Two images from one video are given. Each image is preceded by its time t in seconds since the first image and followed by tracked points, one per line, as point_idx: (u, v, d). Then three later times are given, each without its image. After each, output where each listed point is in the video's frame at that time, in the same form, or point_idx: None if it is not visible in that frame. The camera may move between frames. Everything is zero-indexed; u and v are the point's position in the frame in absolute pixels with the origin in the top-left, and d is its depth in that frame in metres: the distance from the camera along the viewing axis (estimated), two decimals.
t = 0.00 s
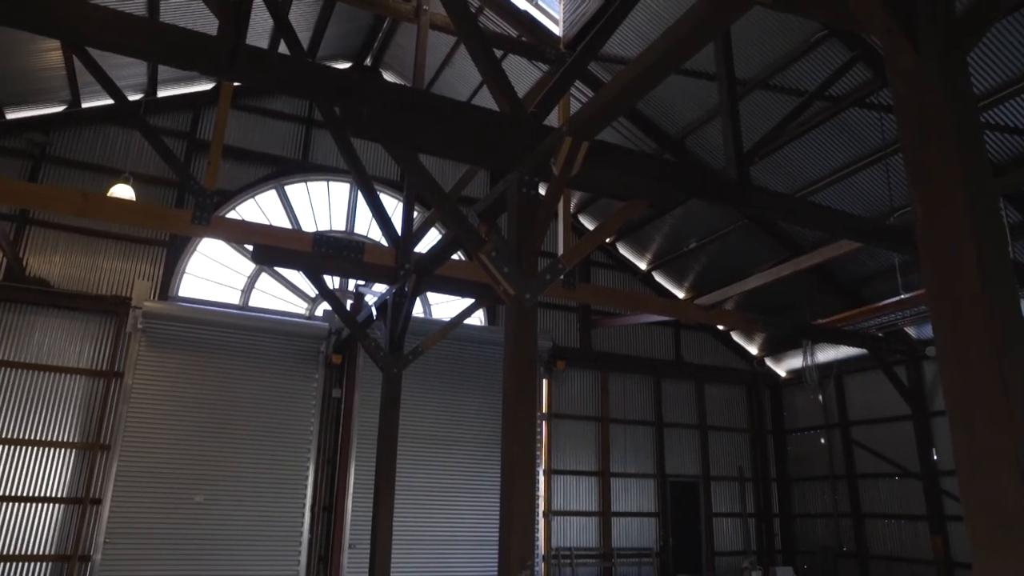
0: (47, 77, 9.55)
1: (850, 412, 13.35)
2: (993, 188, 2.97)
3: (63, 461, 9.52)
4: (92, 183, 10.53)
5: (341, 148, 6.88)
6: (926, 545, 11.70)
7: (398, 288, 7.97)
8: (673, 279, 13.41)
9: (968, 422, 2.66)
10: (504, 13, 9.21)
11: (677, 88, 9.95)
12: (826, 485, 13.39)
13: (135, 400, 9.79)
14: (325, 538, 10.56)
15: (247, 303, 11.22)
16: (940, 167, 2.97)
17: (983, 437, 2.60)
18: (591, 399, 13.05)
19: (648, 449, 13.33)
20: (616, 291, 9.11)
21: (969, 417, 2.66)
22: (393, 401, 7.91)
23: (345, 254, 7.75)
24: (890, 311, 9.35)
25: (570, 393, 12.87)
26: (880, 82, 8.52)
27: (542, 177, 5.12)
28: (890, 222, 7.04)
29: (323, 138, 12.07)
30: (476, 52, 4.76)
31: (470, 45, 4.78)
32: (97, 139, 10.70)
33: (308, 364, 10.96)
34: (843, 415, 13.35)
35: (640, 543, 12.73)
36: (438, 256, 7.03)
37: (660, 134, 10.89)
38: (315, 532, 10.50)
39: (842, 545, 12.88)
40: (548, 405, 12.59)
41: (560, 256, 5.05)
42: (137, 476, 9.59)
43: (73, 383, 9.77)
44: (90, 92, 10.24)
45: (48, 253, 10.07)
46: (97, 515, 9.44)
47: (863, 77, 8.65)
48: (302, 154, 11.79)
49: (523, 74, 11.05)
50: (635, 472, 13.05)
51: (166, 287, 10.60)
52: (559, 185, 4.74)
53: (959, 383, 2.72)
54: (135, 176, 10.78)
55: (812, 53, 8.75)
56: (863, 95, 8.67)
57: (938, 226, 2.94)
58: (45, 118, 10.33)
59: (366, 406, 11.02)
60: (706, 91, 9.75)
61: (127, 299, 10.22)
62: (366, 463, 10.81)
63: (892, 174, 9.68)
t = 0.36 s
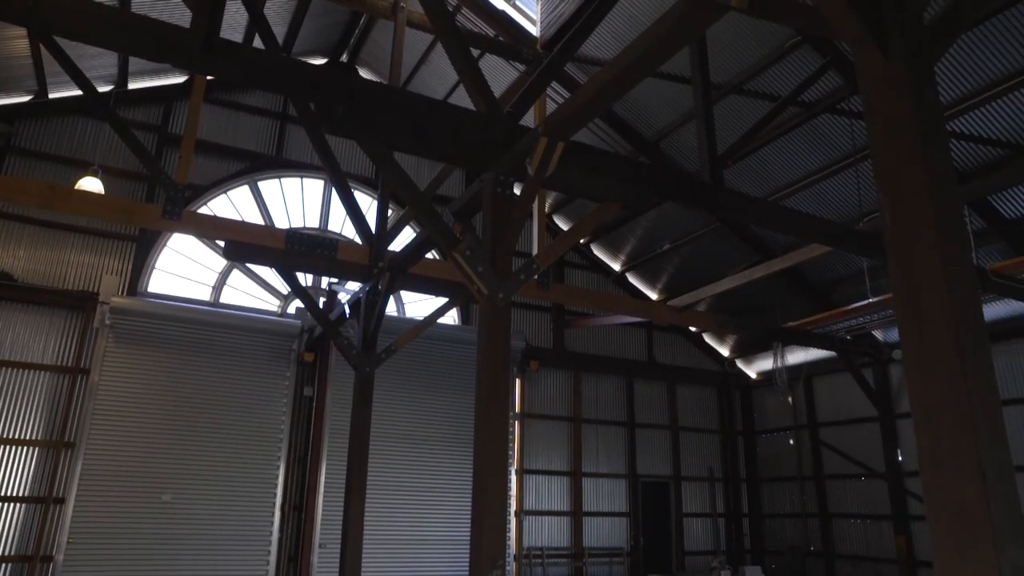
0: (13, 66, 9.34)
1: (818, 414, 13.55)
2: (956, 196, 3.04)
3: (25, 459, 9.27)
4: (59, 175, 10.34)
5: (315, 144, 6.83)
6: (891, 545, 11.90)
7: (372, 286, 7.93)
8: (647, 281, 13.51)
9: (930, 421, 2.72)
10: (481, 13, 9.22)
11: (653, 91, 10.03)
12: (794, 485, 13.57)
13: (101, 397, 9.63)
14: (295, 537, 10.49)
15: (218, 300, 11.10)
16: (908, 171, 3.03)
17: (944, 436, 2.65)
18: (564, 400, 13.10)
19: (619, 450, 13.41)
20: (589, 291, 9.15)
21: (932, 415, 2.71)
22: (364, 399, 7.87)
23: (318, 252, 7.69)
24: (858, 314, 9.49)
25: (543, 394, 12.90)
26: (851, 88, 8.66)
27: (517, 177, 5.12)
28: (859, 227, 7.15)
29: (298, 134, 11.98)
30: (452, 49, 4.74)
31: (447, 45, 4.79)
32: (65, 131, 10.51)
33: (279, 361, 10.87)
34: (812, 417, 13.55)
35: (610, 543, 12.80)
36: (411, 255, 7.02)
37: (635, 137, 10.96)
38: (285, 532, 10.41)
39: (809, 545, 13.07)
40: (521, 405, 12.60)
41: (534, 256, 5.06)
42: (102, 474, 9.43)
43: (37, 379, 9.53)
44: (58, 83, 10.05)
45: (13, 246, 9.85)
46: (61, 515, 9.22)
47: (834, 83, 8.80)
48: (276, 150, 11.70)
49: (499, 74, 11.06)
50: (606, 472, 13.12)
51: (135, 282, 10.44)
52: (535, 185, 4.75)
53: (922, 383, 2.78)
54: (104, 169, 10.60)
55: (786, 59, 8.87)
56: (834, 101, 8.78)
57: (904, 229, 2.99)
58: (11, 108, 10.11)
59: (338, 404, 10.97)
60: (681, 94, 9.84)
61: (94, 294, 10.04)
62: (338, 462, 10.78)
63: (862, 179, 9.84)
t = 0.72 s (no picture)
0: None
1: (795, 415, 13.69)
2: (931, 201, 3.09)
3: None
4: (33, 169, 10.19)
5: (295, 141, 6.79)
6: (865, 545, 12.05)
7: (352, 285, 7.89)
8: (627, 281, 13.57)
9: (905, 424, 2.75)
10: (464, 12, 9.21)
11: (635, 92, 10.07)
12: (770, 485, 13.70)
13: (75, 395, 9.49)
14: (272, 537, 10.41)
15: (196, 297, 11.00)
16: (885, 177, 3.07)
17: (918, 438, 2.69)
18: (544, 400, 13.12)
19: (598, 450, 13.46)
20: (569, 292, 9.16)
21: (906, 419, 2.75)
22: (343, 398, 7.83)
23: (297, 250, 7.63)
24: (835, 317, 9.59)
25: (523, 394, 12.91)
26: (830, 93, 8.75)
27: (498, 177, 5.12)
28: (837, 231, 7.22)
29: (278, 131, 11.89)
30: (432, 48, 4.72)
31: (429, 44, 4.77)
32: (40, 124, 10.35)
33: (257, 359, 10.79)
34: (789, 418, 13.69)
35: (589, 542, 12.84)
36: (390, 254, 6.99)
37: (617, 138, 11.01)
38: (262, 531, 10.34)
39: (785, 545, 13.20)
40: (500, 405, 12.61)
41: (516, 256, 5.06)
42: (75, 474, 9.29)
43: (8, 377, 9.43)
44: (33, 75, 9.89)
45: None
46: (31, 514, 9.10)
47: (814, 88, 8.89)
48: (256, 147, 11.61)
49: (482, 73, 11.05)
50: (585, 472, 13.16)
51: (111, 279, 10.31)
52: (517, 185, 4.73)
53: (897, 386, 2.81)
54: (80, 163, 10.46)
55: (767, 63, 8.94)
56: (813, 105, 8.88)
57: (879, 234, 3.03)
58: None
59: (317, 402, 10.94)
60: (663, 96, 9.89)
61: (69, 290, 9.91)
62: (316, 458, 10.76)
63: (840, 183, 9.95)
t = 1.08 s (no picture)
0: None
1: (775, 415, 13.80)
2: (910, 205, 3.12)
3: None
4: (11, 164, 10.04)
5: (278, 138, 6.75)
6: (843, 544, 12.17)
7: (334, 283, 7.85)
8: (610, 282, 13.62)
9: (883, 425, 2.78)
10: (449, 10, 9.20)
11: (620, 93, 10.11)
12: (750, 485, 13.82)
13: (52, 393, 9.37)
14: (252, 537, 10.34)
15: (177, 294, 10.91)
16: (866, 182, 3.10)
17: (894, 438, 2.73)
18: (526, 399, 13.13)
19: (580, 450, 13.49)
20: (552, 292, 9.17)
21: (884, 421, 2.78)
22: (324, 397, 7.79)
23: (280, 247, 7.58)
24: (815, 319, 9.67)
25: (505, 393, 12.90)
26: (812, 97, 8.84)
27: (481, 176, 5.12)
28: (819, 234, 7.28)
29: (261, 128, 11.81)
30: (416, 46, 4.71)
31: (413, 42, 4.76)
32: (18, 118, 10.21)
33: (239, 358, 10.72)
34: (770, 419, 13.80)
35: (570, 542, 12.87)
36: (372, 253, 6.97)
37: (601, 139, 11.05)
38: (241, 531, 10.27)
39: (764, 544, 13.30)
40: (483, 404, 12.60)
41: (498, 255, 5.06)
42: (52, 473, 9.18)
43: None
44: (11, 68, 9.76)
45: None
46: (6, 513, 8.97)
47: (797, 92, 8.97)
48: (239, 143, 11.52)
49: (466, 73, 11.04)
50: (566, 472, 13.20)
51: (90, 275, 10.20)
52: (500, 185, 4.74)
53: (875, 387, 2.85)
54: (58, 158, 10.33)
55: (750, 66, 9.01)
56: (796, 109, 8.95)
57: (860, 237, 3.07)
58: None
59: (298, 402, 10.89)
60: (647, 97, 9.93)
61: (46, 287, 9.78)
62: (297, 460, 10.70)
63: (821, 186, 10.06)
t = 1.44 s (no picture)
0: None
1: (763, 416, 13.87)
2: (897, 207, 3.15)
3: None
4: None
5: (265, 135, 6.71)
6: (829, 544, 12.24)
7: (323, 282, 7.82)
8: (599, 282, 13.64)
9: (868, 426, 2.81)
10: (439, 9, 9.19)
11: (609, 94, 10.12)
12: (738, 485, 13.89)
13: (41, 391, 9.30)
14: (239, 537, 10.28)
15: (164, 292, 10.85)
16: (854, 184, 3.12)
17: (879, 439, 2.75)
18: (515, 399, 13.12)
19: (568, 450, 13.51)
20: (541, 292, 9.18)
21: (869, 421, 2.81)
22: (312, 396, 7.75)
23: (268, 246, 7.55)
24: (802, 320, 9.73)
25: (493, 393, 12.89)
26: (800, 100, 8.89)
27: (470, 176, 5.12)
28: (807, 235, 7.31)
29: (250, 125, 11.75)
30: (406, 45, 4.70)
31: (401, 40, 4.74)
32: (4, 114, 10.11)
33: (227, 356, 10.67)
34: (757, 419, 13.87)
35: (558, 542, 12.89)
36: (360, 252, 6.96)
37: (591, 139, 11.06)
38: (228, 531, 10.21)
39: (751, 544, 13.37)
40: (471, 404, 12.58)
41: (487, 255, 5.07)
42: (38, 473, 9.09)
43: None
44: None
45: None
46: None
47: (786, 93, 9.02)
48: (228, 141, 11.46)
49: (456, 72, 11.02)
50: (555, 472, 13.21)
51: (76, 273, 10.12)
52: (489, 185, 4.76)
53: (861, 387, 2.87)
54: (43, 154, 10.23)
55: (739, 68, 9.05)
56: (784, 110, 9.00)
57: (847, 239, 3.09)
58: None
59: (285, 401, 10.84)
60: (637, 97, 9.95)
61: (31, 284, 9.69)
62: (284, 459, 10.64)
63: (809, 188, 10.12)
